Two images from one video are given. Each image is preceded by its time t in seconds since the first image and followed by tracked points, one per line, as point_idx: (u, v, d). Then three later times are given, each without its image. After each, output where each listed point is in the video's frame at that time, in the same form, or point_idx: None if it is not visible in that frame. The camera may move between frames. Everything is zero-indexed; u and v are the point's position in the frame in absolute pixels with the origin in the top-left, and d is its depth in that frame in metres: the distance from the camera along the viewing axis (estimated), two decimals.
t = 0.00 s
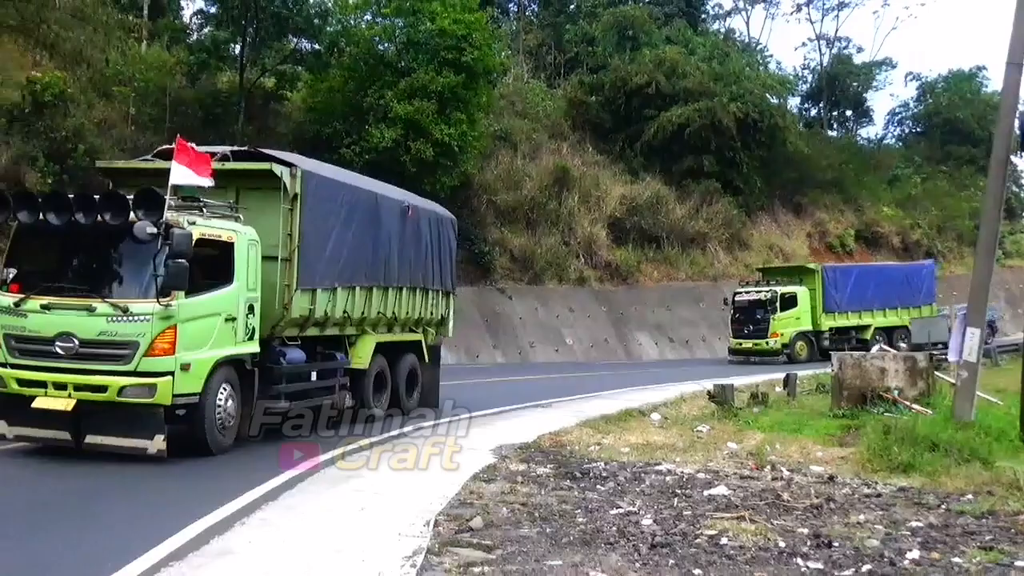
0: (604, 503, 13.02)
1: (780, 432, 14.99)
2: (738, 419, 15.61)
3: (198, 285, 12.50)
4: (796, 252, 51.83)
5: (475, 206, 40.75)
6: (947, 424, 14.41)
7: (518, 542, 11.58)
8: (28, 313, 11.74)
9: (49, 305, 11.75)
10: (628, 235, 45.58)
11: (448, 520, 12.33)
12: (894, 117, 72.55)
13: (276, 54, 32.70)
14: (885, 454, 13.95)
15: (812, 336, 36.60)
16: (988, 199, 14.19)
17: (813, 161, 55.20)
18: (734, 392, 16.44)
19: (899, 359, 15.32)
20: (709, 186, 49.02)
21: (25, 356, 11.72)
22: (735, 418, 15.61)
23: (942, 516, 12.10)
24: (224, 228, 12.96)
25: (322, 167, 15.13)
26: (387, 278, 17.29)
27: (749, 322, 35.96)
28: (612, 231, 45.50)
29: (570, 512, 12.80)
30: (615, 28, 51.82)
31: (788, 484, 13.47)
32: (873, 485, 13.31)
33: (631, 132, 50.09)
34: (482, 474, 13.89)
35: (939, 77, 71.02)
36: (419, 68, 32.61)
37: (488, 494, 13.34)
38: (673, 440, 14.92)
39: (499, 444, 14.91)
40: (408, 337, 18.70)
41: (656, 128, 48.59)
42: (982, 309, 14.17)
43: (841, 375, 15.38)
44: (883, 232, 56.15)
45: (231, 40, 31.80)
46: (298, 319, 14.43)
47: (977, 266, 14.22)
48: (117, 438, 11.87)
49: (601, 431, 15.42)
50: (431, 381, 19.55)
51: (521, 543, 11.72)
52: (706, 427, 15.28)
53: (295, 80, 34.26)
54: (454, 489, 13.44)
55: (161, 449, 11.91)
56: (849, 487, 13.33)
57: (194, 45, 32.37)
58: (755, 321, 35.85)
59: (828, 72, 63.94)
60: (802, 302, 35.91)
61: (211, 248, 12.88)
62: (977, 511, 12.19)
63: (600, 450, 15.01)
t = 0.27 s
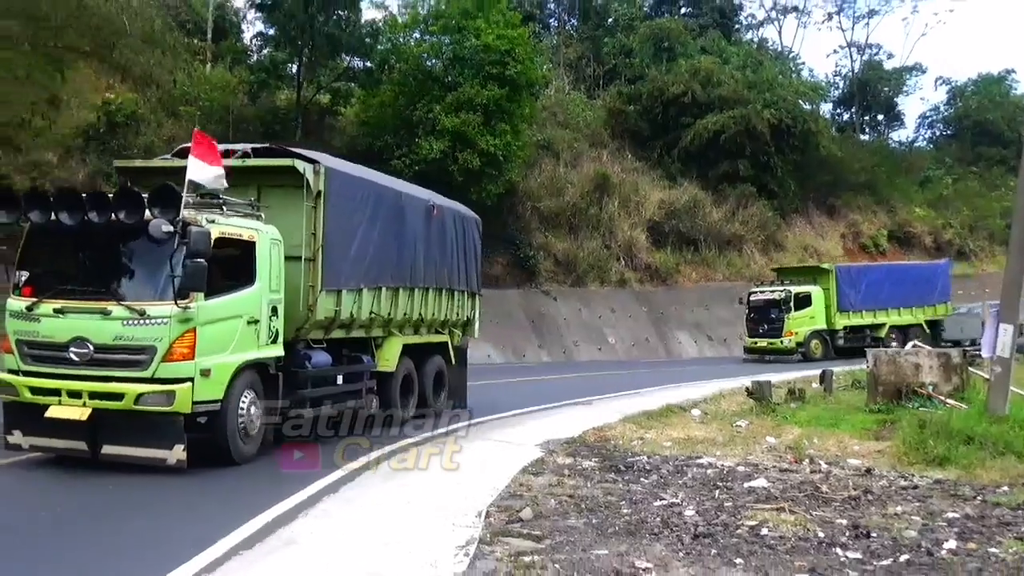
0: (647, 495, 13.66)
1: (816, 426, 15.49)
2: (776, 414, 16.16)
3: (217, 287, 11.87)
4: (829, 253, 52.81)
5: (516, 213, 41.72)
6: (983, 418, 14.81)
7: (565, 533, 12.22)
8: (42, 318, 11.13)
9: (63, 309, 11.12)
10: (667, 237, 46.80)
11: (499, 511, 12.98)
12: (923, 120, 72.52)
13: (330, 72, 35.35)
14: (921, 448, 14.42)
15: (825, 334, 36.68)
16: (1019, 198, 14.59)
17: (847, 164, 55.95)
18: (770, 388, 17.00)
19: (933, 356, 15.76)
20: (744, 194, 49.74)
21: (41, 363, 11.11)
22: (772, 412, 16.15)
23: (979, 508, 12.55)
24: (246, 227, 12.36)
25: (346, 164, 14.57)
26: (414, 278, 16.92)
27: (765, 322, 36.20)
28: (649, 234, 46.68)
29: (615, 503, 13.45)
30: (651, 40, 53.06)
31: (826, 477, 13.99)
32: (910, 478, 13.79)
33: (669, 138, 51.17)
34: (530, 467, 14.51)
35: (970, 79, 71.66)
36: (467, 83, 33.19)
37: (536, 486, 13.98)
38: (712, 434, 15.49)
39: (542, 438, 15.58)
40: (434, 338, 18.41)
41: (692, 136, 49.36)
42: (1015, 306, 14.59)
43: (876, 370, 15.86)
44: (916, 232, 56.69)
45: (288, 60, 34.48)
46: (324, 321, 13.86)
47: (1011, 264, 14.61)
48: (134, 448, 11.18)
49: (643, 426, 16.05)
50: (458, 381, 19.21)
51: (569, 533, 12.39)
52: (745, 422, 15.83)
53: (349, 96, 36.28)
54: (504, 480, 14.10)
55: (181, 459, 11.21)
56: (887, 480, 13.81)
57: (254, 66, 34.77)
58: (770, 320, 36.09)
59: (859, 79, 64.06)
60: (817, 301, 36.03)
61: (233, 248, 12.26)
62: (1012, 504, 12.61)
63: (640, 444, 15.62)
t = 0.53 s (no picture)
0: (705, 484, 14.41)
1: (867, 417, 16.21)
2: (828, 407, 16.92)
3: (259, 287, 10.99)
4: (880, 251, 55.42)
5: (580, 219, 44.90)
6: None
7: (627, 519, 12.98)
8: (78, 321, 10.32)
9: (100, 312, 10.30)
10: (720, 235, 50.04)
11: (566, 498, 13.74)
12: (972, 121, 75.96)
13: (402, 93, 37.67)
14: (971, 439, 15.01)
15: (855, 331, 36.88)
16: None
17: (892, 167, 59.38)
18: (822, 382, 17.82)
19: (983, 348, 16.38)
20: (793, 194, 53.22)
21: (78, 369, 10.27)
22: (825, 406, 16.94)
23: None
24: (288, 225, 11.58)
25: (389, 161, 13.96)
26: (459, 278, 16.40)
27: (795, 319, 36.55)
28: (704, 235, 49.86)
29: (674, 492, 14.21)
30: (702, 52, 57.43)
31: (878, 467, 14.64)
32: (961, 467, 14.38)
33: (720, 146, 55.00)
34: (593, 457, 15.29)
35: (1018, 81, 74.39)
36: (527, 98, 36.14)
37: (600, 475, 14.74)
38: (765, 426, 16.28)
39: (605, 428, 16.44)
40: (478, 339, 18.00)
41: (745, 142, 52.67)
42: None
43: (926, 365, 16.53)
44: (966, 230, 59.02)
45: (363, 82, 37.05)
46: (369, 322, 13.20)
47: None
48: (175, 459, 10.29)
49: (700, 417, 16.90)
50: (503, 382, 18.95)
51: (631, 519, 13.17)
52: (798, 414, 16.65)
53: (420, 114, 38.60)
54: (572, 467, 14.90)
55: (224, 468, 10.35)
56: (938, 469, 14.43)
57: (333, 88, 37.46)
58: (801, 316, 36.40)
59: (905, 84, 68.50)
60: (846, 298, 36.28)
61: (277, 246, 11.42)
62: None
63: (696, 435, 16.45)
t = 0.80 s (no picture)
0: (732, 473, 15.10)
1: (888, 409, 17.04)
2: (851, 401, 17.79)
3: (267, 287, 10.72)
4: (896, 249, 59.51)
5: (610, 226, 49.11)
6: None
7: (657, 507, 13.61)
8: (77, 323, 10.00)
9: (98, 313, 9.97)
10: (745, 237, 54.02)
11: (598, 488, 14.40)
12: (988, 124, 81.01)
13: (441, 106, 41.63)
14: (991, 431, 15.59)
15: (861, 328, 37.67)
16: None
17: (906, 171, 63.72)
18: (845, 375, 18.77)
19: (1001, 343, 16.99)
20: (812, 198, 57.30)
21: (77, 373, 9.96)
22: (848, 399, 17.82)
23: None
24: (298, 222, 11.34)
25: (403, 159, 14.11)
26: (474, 279, 16.81)
27: (802, 318, 37.57)
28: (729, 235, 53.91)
29: (702, 480, 14.93)
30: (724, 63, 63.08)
31: (900, 457, 15.28)
32: (981, 458, 14.97)
33: (743, 152, 59.34)
34: (624, 448, 16.12)
35: None
36: (559, 110, 39.56)
37: (631, 465, 15.48)
38: (788, 418, 17.16)
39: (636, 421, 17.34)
40: (493, 338, 18.42)
41: (766, 148, 57.43)
42: None
43: (946, 358, 17.38)
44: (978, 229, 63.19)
45: (405, 98, 40.96)
46: (382, 322, 13.29)
47: None
48: (179, 467, 9.98)
49: (726, 409, 17.82)
50: (519, 380, 19.61)
51: (660, 506, 13.83)
52: (820, 406, 17.58)
53: (458, 126, 42.32)
54: (604, 458, 15.70)
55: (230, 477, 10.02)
56: (959, 459, 15.05)
57: (379, 105, 41.25)
58: (807, 314, 37.42)
59: (920, 89, 73.66)
60: (853, 296, 36.94)
61: (286, 244, 11.19)
62: None
63: (724, 426, 17.31)
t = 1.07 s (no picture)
0: (742, 462, 15.95)
1: (890, 402, 18.03)
2: (854, 394, 18.81)
3: (242, 285, 10.35)
4: (899, 250, 60.98)
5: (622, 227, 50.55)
6: None
7: (670, 493, 14.41)
8: (38, 324, 9.70)
9: (58, 313, 9.65)
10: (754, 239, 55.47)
11: (614, 475, 15.30)
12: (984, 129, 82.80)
13: (463, 120, 43.24)
14: (988, 422, 16.39)
15: (845, 325, 39.06)
16: None
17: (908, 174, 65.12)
18: (847, 369, 19.85)
19: (997, 337, 18.09)
20: (817, 203, 58.85)
21: (37, 378, 9.65)
22: (851, 392, 18.84)
23: None
24: (276, 215, 11.03)
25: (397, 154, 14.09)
26: (470, 276, 16.99)
27: (789, 315, 39.21)
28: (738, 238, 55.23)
29: (712, 468, 15.79)
30: (731, 75, 65.44)
31: (901, 446, 16.11)
32: (980, 447, 15.72)
33: (748, 159, 61.06)
34: (638, 439, 17.12)
35: None
36: (575, 121, 41.17)
37: (643, 454, 16.41)
38: (793, 410, 18.14)
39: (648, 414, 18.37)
40: (488, 338, 18.64)
41: (771, 154, 59.00)
42: None
43: (945, 352, 18.45)
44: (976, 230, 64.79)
45: (431, 112, 42.94)
46: (373, 322, 13.17)
47: None
48: (144, 478, 9.58)
49: (734, 403, 18.84)
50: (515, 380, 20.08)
51: (672, 492, 14.67)
52: (825, 399, 18.58)
53: (479, 138, 43.84)
54: (618, 450, 16.60)
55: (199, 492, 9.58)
56: (958, 448, 15.84)
57: (405, 118, 43.55)
58: (793, 312, 39.07)
59: (920, 96, 75.11)
60: (837, 294, 38.57)
61: (267, 240, 10.92)
62: None
63: (732, 419, 18.31)
